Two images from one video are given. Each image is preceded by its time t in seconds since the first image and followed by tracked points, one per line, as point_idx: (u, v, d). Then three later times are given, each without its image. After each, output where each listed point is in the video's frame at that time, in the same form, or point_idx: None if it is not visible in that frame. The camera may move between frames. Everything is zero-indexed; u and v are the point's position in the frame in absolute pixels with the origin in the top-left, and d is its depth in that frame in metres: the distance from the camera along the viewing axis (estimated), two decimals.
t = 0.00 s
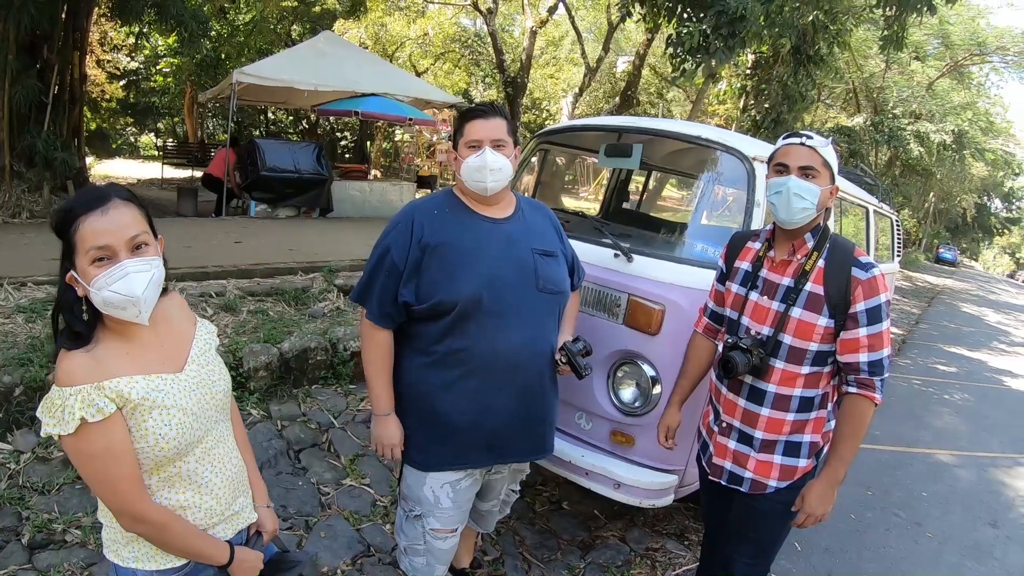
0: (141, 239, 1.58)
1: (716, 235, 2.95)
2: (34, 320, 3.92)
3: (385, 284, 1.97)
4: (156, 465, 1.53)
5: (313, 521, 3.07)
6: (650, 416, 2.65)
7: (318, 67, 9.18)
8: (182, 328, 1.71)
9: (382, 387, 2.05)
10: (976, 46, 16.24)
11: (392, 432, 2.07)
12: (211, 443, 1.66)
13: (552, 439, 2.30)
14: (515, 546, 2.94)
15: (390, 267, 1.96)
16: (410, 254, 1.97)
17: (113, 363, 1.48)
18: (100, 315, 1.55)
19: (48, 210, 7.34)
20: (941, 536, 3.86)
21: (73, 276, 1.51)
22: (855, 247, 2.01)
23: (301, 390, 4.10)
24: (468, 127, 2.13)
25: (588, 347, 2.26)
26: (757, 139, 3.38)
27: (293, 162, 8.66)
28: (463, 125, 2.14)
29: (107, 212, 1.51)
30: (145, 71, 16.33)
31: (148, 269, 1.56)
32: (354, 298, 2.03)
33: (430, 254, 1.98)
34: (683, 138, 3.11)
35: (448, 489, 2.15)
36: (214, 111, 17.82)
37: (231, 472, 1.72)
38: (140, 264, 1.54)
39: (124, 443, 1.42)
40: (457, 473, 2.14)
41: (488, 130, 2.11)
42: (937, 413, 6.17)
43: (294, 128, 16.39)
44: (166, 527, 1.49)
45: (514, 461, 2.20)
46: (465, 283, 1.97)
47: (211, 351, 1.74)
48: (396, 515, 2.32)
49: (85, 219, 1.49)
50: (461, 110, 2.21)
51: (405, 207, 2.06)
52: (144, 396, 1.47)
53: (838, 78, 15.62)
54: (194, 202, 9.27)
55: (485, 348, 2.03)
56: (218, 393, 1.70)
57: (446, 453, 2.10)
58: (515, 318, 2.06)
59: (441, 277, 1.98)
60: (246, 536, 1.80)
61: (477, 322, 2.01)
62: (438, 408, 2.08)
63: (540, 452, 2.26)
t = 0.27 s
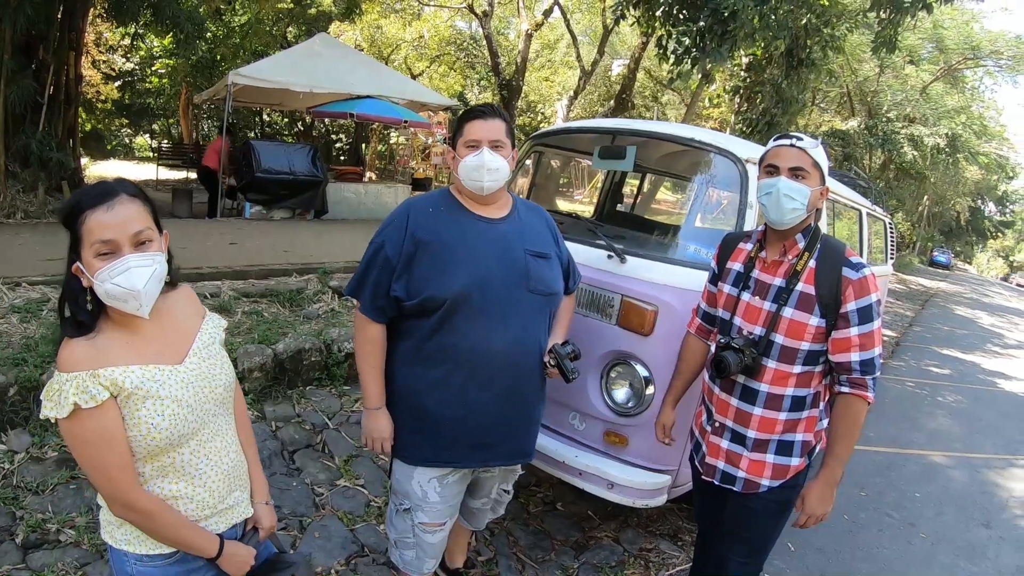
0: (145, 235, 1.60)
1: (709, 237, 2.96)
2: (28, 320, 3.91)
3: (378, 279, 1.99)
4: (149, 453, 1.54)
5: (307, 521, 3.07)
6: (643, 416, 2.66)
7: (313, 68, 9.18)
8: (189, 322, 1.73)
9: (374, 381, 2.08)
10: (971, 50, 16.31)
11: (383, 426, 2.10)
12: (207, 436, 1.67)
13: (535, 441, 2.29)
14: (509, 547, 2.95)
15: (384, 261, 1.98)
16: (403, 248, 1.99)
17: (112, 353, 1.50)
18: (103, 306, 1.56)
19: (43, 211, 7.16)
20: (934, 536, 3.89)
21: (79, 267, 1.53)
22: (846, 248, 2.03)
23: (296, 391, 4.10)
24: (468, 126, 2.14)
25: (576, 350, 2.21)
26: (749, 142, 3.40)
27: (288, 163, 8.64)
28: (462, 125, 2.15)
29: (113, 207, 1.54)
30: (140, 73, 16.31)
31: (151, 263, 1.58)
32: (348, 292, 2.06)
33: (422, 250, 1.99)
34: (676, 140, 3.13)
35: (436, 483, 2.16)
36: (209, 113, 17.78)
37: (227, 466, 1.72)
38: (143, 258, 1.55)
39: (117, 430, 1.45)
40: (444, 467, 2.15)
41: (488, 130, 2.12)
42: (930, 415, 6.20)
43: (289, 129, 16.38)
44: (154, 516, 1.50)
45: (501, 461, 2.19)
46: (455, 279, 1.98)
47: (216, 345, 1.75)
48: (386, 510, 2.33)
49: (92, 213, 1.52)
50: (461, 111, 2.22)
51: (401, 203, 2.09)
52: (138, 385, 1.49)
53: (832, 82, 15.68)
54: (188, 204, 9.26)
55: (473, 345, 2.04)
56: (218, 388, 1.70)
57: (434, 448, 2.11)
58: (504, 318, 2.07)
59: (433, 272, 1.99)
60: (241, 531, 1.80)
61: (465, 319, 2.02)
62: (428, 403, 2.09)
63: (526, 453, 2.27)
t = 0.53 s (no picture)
0: (143, 228, 1.63)
1: (700, 236, 2.96)
2: (17, 321, 3.87)
3: (364, 280, 1.99)
4: (134, 443, 1.58)
5: (299, 522, 3.05)
6: (634, 415, 2.66)
7: (304, 69, 9.14)
8: (191, 319, 1.75)
9: (360, 382, 2.07)
10: (961, 49, 16.41)
11: (369, 428, 2.09)
12: (195, 433, 1.69)
13: (525, 444, 2.28)
14: (501, 547, 2.95)
15: (370, 262, 1.98)
16: (389, 249, 1.98)
17: (105, 342, 1.56)
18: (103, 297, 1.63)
19: (32, 212, 7.07)
20: (926, 533, 3.90)
21: (79, 259, 1.58)
22: (836, 246, 2.03)
23: (287, 392, 4.07)
24: (454, 125, 2.13)
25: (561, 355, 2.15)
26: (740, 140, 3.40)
27: (279, 163, 8.60)
28: (449, 123, 2.14)
29: (112, 200, 1.58)
30: (131, 73, 16.21)
31: (148, 258, 1.62)
32: (335, 293, 2.05)
33: (408, 250, 1.99)
34: (667, 139, 3.13)
35: (424, 482, 2.15)
36: (200, 113, 17.67)
37: (215, 464, 1.74)
38: (139, 252, 1.59)
39: (102, 416, 1.50)
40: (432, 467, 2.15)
41: (474, 129, 2.11)
42: (921, 413, 6.22)
43: (281, 130, 16.31)
44: (134, 505, 1.55)
45: (488, 462, 2.18)
46: (440, 280, 1.97)
47: (216, 344, 1.77)
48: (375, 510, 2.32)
49: (92, 206, 1.56)
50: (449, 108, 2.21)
51: (389, 203, 2.08)
52: (125, 375, 1.53)
53: (823, 81, 15.73)
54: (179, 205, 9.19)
55: (457, 346, 2.03)
56: (212, 386, 1.71)
57: (419, 449, 2.11)
58: (489, 318, 2.06)
59: (418, 273, 1.98)
60: (230, 531, 1.82)
61: (450, 320, 2.02)
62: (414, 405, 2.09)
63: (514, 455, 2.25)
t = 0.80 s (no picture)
0: (152, 229, 1.64)
1: (698, 235, 2.95)
2: (12, 325, 3.85)
3: (359, 285, 1.98)
4: (130, 440, 1.59)
5: (296, 526, 3.03)
6: (632, 417, 2.66)
7: (299, 69, 9.12)
8: (196, 319, 1.74)
9: (357, 387, 2.06)
10: (955, 47, 16.46)
11: (367, 434, 2.09)
12: (192, 434, 1.69)
13: (524, 447, 2.27)
14: (500, 549, 2.93)
15: (365, 267, 1.97)
16: (383, 254, 1.97)
17: (109, 337, 1.57)
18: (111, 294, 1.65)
19: (26, 215, 7.02)
20: (925, 531, 3.91)
21: (88, 255, 1.60)
22: (834, 246, 2.02)
23: (284, 395, 4.05)
24: (446, 126, 2.12)
25: (558, 356, 2.15)
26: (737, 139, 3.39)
27: (275, 165, 8.60)
28: (440, 124, 2.13)
29: (123, 199, 1.59)
30: (125, 75, 16.15)
31: (155, 258, 1.62)
32: (330, 298, 2.04)
33: (402, 255, 1.97)
34: (664, 138, 3.12)
35: (423, 485, 2.14)
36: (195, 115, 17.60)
37: (212, 466, 1.73)
38: (146, 252, 1.60)
39: (99, 412, 1.52)
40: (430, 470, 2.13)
41: (466, 130, 2.10)
42: (919, 411, 6.22)
43: (276, 131, 16.26)
44: (128, 501, 1.56)
45: (485, 465, 2.17)
46: (435, 282, 1.96)
47: (220, 346, 1.76)
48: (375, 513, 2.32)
49: (102, 205, 1.58)
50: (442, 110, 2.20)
51: (383, 207, 2.07)
52: (121, 372, 1.54)
53: (818, 80, 15.75)
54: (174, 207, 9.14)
55: (452, 349, 2.01)
56: (211, 389, 1.70)
57: (417, 452, 2.10)
58: (483, 322, 2.04)
59: (414, 275, 1.97)
60: (229, 534, 1.82)
61: (444, 324, 2.00)
62: (411, 408, 2.08)
63: (512, 459, 2.24)
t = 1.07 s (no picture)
0: (159, 228, 1.66)
1: (699, 236, 2.94)
2: (10, 326, 3.83)
3: (358, 286, 1.97)
4: (132, 438, 1.60)
5: (295, 529, 3.01)
6: (633, 419, 2.64)
7: (298, 69, 9.10)
8: (204, 319, 1.75)
9: (356, 390, 2.05)
10: (956, 46, 16.45)
11: (366, 437, 2.07)
12: (193, 434, 1.68)
13: (525, 450, 2.25)
14: (500, 552, 2.92)
15: (364, 269, 1.95)
16: (382, 256, 1.95)
17: (114, 335, 1.59)
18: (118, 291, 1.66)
19: (25, 214, 6.99)
20: (926, 532, 3.89)
21: (97, 253, 1.62)
22: (838, 248, 2.00)
23: (283, 396, 4.04)
24: (445, 127, 2.10)
25: (560, 358, 2.13)
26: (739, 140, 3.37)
27: (274, 164, 8.58)
28: (440, 125, 2.11)
29: (130, 198, 1.61)
30: (124, 74, 16.13)
31: (161, 256, 1.63)
32: (329, 301, 2.02)
33: (401, 256, 1.96)
34: (666, 138, 3.10)
35: (425, 490, 2.12)
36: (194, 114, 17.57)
37: (212, 468, 1.72)
38: (153, 250, 1.61)
39: (101, 409, 1.53)
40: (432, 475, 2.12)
41: (465, 131, 2.08)
42: (919, 411, 6.21)
43: (275, 130, 16.24)
44: (127, 499, 1.57)
45: (486, 469, 2.15)
46: (435, 283, 1.94)
47: (225, 348, 1.75)
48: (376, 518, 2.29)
49: (110, 203, 1.60)
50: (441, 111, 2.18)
51: (383, 208, 2.06)
52: (123, 370, 1.55)
53: (819, 79, 15.73)
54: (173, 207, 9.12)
55: (450, 353, 2.00)
56: (213, 390, 1.69)
57: (417, 455, 2.08)
58: (482, 324, 2.02)
59: (414, 277, 1.96)
60: (231, 536, 1.80)
61: (443, 325, 1.98)
62: (412, 411, 2.06)
63: (513, 462, 2.22)
